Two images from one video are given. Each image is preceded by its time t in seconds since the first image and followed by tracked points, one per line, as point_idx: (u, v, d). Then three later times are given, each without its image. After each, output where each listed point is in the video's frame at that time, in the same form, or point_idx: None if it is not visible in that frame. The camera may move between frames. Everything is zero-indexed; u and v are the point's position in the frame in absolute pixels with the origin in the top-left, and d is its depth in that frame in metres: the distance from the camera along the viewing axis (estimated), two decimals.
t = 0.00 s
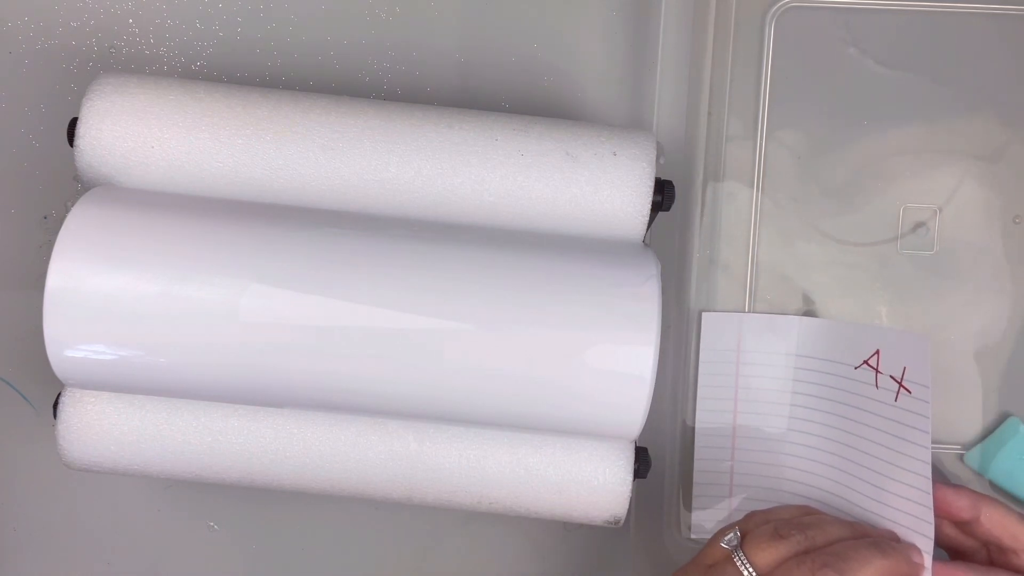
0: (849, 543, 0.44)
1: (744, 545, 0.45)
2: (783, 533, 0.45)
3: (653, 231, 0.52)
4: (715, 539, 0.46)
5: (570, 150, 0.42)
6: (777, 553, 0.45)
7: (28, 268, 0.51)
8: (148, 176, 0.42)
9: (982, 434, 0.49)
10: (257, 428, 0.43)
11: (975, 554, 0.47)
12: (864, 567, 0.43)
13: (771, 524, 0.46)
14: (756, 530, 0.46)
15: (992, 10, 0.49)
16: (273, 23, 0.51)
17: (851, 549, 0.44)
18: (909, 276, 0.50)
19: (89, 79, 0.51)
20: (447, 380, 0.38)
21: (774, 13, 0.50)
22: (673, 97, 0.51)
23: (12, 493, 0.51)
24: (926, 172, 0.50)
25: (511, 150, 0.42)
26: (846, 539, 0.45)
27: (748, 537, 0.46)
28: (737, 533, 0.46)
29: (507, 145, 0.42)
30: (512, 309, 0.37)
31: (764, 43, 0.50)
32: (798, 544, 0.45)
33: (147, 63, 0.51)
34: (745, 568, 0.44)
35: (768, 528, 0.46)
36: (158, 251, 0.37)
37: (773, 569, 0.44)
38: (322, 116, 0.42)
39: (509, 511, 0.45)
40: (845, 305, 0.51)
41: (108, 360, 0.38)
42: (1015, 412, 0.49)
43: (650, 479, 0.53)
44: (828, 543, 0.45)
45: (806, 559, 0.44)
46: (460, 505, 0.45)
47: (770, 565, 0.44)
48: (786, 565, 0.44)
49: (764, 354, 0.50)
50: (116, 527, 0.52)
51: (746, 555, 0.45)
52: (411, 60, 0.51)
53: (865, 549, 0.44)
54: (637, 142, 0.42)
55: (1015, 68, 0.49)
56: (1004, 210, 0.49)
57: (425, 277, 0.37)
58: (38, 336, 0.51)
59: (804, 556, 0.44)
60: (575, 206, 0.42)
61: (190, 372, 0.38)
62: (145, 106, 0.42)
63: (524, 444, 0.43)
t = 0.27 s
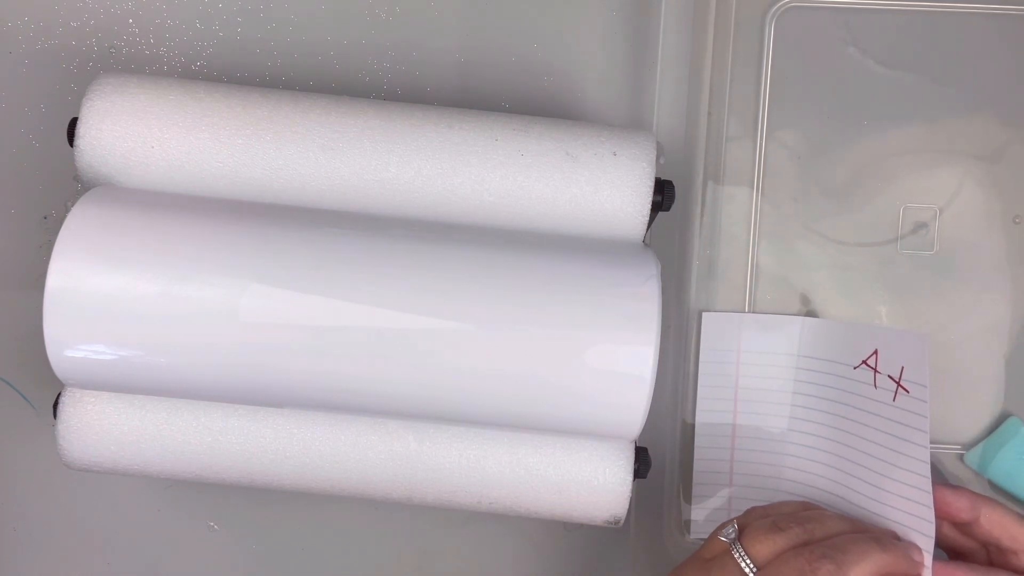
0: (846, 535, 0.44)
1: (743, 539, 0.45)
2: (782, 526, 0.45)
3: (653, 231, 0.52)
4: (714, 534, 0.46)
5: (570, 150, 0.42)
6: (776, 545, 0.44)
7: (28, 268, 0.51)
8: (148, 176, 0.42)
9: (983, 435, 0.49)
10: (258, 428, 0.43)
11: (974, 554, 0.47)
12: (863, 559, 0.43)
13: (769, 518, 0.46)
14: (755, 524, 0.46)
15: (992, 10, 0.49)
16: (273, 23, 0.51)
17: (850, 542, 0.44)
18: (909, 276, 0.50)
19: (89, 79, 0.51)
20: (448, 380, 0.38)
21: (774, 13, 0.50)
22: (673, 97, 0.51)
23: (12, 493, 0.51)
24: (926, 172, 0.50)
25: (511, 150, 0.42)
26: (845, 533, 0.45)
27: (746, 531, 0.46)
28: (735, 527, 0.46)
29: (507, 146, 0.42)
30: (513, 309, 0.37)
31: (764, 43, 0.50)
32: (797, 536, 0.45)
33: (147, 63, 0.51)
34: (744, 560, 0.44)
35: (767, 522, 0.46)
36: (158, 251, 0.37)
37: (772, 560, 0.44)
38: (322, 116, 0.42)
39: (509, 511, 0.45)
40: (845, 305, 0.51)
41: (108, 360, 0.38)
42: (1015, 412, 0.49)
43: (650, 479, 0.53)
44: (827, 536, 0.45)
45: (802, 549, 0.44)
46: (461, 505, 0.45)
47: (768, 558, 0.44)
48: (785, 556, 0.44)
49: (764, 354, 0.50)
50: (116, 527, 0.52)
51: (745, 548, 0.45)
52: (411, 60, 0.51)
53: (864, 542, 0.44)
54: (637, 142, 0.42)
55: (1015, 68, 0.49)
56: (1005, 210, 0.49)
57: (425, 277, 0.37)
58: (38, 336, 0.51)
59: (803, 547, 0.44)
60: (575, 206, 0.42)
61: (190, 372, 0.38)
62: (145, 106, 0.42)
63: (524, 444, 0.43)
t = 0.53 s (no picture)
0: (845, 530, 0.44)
1: (740, 534, 0.46)
2: (780, 520, 0.45)
3: (653, 231, 0.52)
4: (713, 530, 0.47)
5: (570, 150, 0.42)
6: (773, 539, 0.44)
7: (27, 268, 0.51)
8: (148, 176, 0.42)
9: (983, 435, 0.49)
10: (258, 428, 0.43)
11: (973, 556, 0.47)
12: (860, 552, 0.43)
13: (768, 513, 0.46)
14: (754, 519, 0.46)
15: (992, 10, 0.49)
16: (273, 23, 0.51)
17: (848, 535, 0.44)
18: (909, 276, 0.50)
19: (89, 79, 0.51)
20: (448, 380, 0.38)
21: (774, 13, 0.50)
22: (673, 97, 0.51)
23: (12, 493, 0.51)
24: (926, 172, 0.49)
25: (511, 150, 0.42)
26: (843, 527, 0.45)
27: (744, 526, 0.46)
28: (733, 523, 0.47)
29: (507, 145, 0.42)
30: (513, 309, 0.37)
31: (763, 43, 0.50)
32: (795, 530, 0.45)
33: (147, 63, 0.51)
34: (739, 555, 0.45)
35: (765, 516, 0.46)
36: (158, 251, 0.37)
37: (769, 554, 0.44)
38: (322, 116, 0.42)
39: (510, 511, 0.45)
40: (845, 305, 0.51)
41: (108, 360, 0.38)
42: (1015, 412, 0.49)
43: (650, 480, 0.53)
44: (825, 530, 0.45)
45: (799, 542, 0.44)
46: (461, 505, 0.45)
47: (766, 552, 0.44)
48: (782, 550, 0.44)
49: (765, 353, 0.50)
50: (116, 527, 0.52)
51: (743, 543, 0.45)
52: (411, 60, 0.51)
53: (861, 536, 0.44)
54: (636, 142, 0.42)
55: (1015, 69, 0.49)
56: (1005, 210, 0.49)
57: (425, 277, 0.37)
58: (38, 336, 0.51)
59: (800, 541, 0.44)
60: (575, 206, 0.42)
61: (191, 373, 0.38)
62: (145, 106, 0.42)
63: (524, 444, 0.43)
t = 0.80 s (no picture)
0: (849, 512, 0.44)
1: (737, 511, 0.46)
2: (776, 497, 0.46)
3: (654, 231, 0.52)
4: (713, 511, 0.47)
5: (570, 150, 0.42)
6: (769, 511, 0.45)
7: (27, 268, 0.51)
8: (148, 176, 0.42)
9: (983, 435, 0.49)
10: (258, 428, 0.43)
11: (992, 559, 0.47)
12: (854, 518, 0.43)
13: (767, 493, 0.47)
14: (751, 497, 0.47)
15: (993, 10, 0.49)
16: (273, 23, 0.51)
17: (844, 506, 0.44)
18: (909, 276, 0.50)
19: (89, 79, 0.51)
20: (448, 380, 0.38)
21: (774, 13, 0.50)
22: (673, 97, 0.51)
23: (12, 493, 0.51)
24: (926, 172, 0.50)
25: (511, 150, 0.42)
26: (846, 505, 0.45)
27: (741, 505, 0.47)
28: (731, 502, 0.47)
29: (507, 145, 0.42)
30: (513, 309, 0.37)
31: (763, 43, 0.50)
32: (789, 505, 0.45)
33: (147, 63, 0.51)
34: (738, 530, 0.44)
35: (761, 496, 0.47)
36: (158, 251, 0.37)
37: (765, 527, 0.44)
38: (322, 116, 0.42)
39: (510, 511, 0.45)
40: (845, 304, 0.51)
41: (108, 360, 0.38)
42: (1015, 412, 0.49)
43: (650, 480, 0.53)
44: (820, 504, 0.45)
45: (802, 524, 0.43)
46: (461, 505, 0.45)
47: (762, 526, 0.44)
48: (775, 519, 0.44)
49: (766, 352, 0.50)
50: (116, 527, 0.52)
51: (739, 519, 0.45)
52: (411, 60, 0.51)
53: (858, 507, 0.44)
54: (637, 142, 0.42)
55: (1015, 69, 0.49)
56: (1004, 210, 0.49)
57: (426, 277, 0.37)
58: (38, 336, 0.51)
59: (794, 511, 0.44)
60: (575, 206, 0.42)
61: (191, 373, 0.38)
62: (145, 106, 0.42)
63: (524, 444, 0.43)
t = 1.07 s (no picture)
0: (840, 491, 0.45)
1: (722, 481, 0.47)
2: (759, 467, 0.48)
3: (654, 231, 0.52)
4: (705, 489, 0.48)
5: (570, 150, 0.42)
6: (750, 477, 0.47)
7: (27, 268, 0.51)
8: (147, 176, 0.42)
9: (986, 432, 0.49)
10: (258, 428, 0.43)
11: None
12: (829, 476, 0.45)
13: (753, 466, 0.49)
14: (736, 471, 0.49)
15: (993, 10, 0.49)
16: (273, 23, 0.51)
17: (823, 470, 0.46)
18: (909, 276, 0.50)
19: (89, 79, 0.51)
20: (448, 380, 0.38)
21: (773, 13, 0.50)
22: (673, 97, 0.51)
23: (12, 493, 0.51)
24: (926, 172, 0.50)
25: (511, 150, 0.42)
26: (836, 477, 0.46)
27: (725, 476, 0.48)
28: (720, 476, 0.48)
29: (507, 145, 0.42)
30: (512, 309, 0.37)
31: (763, 43, 0.50)
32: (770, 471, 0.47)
33: (147, 63, 0.51)
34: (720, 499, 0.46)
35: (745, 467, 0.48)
36: (158, 251, 0.37)
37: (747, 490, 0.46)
38: (322, 116, 0.42)
39: (510, 511, 0.45)
40: (846, 304, 0.51)
41: (108, 360, 0.38)
42: (1015, 412, 0.49)
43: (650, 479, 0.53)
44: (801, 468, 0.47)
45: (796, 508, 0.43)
46: (461, 505, 0.45)
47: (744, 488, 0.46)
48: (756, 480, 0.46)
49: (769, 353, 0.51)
50: (116, 528, 0.52)
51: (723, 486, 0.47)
52: (411, 60, 0.51)
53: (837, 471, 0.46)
54: (637, 142, 0.42)
55: (1015, 69, 0.49)
56: (1004, 211, 0.49)
57: (426, 277, 0.37)
58: (38, 337, 0.51)
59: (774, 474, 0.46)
60: (575, 206, 0.42)
61: (191, 373, 0.38)
62: (145, 106, 0.42)
63: (524, 444, 0.43)
